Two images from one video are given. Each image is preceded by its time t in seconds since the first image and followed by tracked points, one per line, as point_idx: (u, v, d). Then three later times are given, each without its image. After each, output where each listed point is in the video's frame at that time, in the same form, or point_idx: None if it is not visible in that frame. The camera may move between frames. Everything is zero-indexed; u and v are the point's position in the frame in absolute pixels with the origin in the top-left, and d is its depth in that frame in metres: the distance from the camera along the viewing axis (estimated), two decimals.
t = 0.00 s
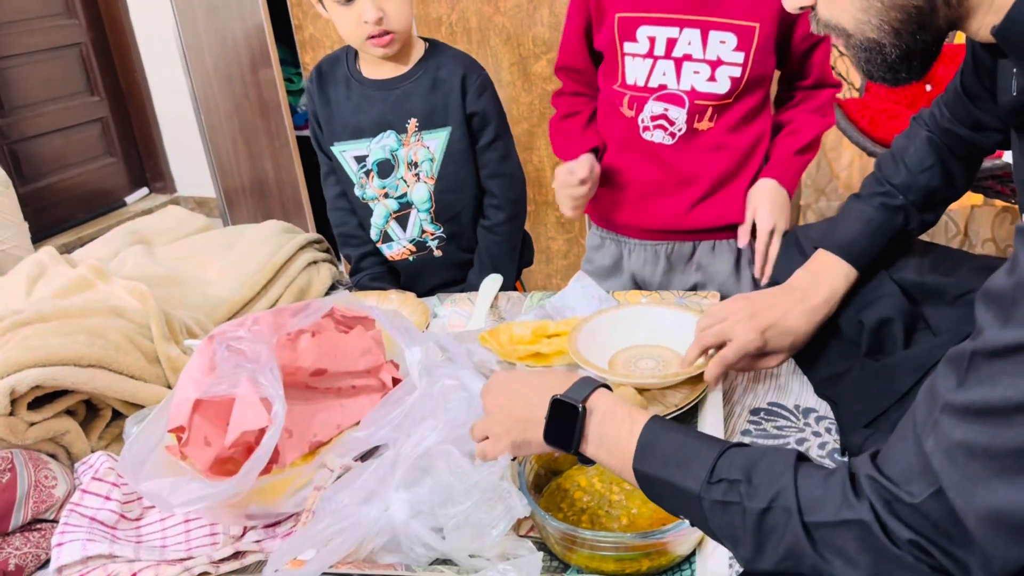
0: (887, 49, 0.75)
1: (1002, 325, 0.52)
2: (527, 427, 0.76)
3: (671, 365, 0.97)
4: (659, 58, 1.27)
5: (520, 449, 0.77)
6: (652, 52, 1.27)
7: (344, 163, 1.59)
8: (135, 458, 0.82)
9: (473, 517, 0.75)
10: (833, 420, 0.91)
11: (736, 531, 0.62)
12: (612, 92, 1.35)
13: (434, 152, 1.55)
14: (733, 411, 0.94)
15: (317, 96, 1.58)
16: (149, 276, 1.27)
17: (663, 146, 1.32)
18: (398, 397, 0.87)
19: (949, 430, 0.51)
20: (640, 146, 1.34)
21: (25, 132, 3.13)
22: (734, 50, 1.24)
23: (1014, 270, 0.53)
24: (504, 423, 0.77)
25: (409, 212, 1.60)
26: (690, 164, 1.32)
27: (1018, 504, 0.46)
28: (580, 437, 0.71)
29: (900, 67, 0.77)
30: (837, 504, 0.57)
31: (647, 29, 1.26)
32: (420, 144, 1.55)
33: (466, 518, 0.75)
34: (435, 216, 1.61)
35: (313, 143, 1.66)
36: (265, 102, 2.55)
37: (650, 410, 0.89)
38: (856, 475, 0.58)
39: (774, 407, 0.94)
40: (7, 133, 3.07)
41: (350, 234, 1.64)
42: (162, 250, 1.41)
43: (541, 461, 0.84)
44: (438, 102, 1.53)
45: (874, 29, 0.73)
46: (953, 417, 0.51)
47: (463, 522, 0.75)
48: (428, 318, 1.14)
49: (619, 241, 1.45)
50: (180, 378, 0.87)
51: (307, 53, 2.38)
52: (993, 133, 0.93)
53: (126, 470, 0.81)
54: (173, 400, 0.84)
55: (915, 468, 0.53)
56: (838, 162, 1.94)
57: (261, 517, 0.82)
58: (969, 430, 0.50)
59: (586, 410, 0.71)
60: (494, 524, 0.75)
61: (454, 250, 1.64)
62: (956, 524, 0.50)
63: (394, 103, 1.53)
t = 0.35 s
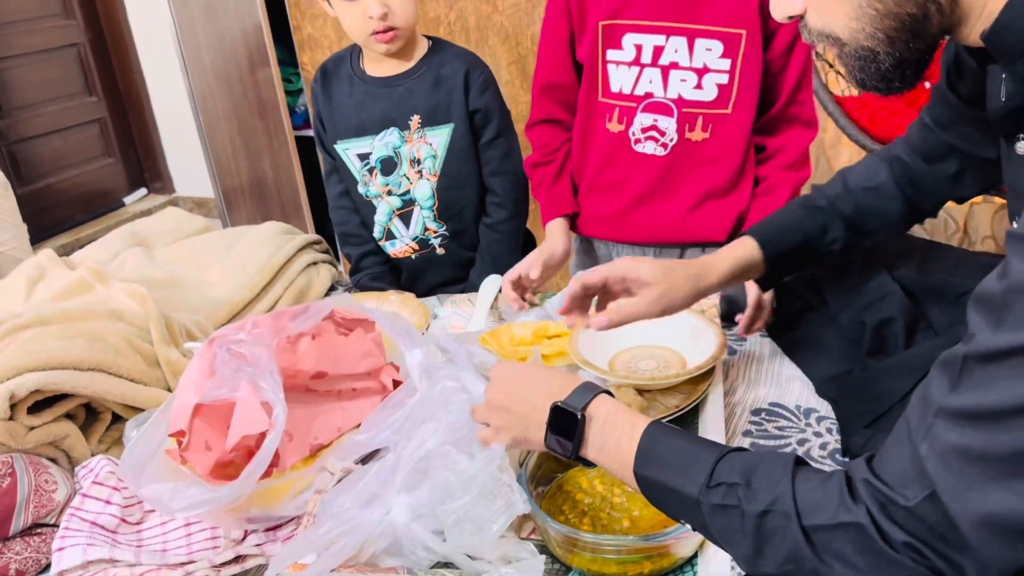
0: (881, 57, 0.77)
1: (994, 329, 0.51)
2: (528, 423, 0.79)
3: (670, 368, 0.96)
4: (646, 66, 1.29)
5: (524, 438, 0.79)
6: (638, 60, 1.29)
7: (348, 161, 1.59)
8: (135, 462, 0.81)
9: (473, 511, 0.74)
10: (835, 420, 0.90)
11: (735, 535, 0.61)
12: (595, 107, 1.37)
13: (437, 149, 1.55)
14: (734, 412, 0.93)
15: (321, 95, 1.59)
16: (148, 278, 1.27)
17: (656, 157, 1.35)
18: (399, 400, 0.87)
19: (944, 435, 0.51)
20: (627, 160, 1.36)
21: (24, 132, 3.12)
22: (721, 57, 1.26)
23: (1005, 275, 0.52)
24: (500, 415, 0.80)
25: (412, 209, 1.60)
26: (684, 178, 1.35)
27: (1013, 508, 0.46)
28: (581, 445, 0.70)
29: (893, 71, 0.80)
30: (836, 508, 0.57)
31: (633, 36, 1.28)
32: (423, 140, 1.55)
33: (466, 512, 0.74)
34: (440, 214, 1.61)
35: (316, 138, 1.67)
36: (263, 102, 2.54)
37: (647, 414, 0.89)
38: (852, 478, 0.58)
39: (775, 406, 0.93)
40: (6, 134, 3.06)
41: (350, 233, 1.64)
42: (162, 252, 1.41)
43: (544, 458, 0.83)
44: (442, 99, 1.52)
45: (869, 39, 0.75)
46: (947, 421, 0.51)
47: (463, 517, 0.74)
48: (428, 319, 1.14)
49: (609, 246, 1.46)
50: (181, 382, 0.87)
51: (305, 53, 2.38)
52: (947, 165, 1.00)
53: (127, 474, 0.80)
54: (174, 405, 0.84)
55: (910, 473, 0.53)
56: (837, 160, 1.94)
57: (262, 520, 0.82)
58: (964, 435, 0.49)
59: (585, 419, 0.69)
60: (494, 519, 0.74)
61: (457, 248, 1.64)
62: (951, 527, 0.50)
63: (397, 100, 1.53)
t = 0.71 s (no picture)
0: (853, 60, 0.70)
1: (969, 319, 0.49)
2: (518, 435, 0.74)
3: (667, 362, 0.95)
4: (634, 61, 1.29)
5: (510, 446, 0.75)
6: (626, 54, 1.29)
7: (342, 155, 1.58)
8: (126, 459, 0.81)
9: (468, 510, 0.73)
10: (832, 413, 0.90)
11: (728, 541, 0.60)
12: (583, 102, 1.36)
13: (429, 140, 1.54)
14: (731, 406, 0.93)
15: (314, 90, 1.57)
16: (140, 273, 1.26)
17: (645, 153, 1.34)
18: (393, 394, 0.86)
19: (926, 430, 0.50)
20: (616, 157, 1.36)
21: (19, 129, 3.11)
22: (710, 51, 1.25)
23: (976, 268, 0.50)
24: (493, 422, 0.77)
25: (410, 199, 1.59)
26: (675, 174, 1.34)
27: (1002, 503, 0.46)
28: (568, 453, 0.69)
29: (865, 73, 0.74)
30: (829, 511, 0.56)
31: (620, 30, 1.27)
32: (415, 131, 1.54)
33: (460, 510, 0.73)
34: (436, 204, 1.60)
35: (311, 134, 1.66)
36: (259, 97, 2.53)
37: (643, 409, 0.87)
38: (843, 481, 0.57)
39: (772, 400, 0.93)
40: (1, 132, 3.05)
41: (345, 226, 1.64)
42: (155, 247, 1.40)
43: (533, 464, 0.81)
44: (431, 91, 1.51)
45: (841, 42, 0.68)
46: (931, 417, 0.50)
47: (457, 516, 0.73)
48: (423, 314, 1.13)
49: (599, 241, 1.46)
50: (171, 378, 0.86)
51: (300, 48, 2.36)
52: (898, 176, 0.91)
53: (117, 471, 0.80)
54: (164, 398, 0.83)
55: (898, 471, 0.52)
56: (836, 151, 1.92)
57: (255, 517, 0.81)
58: (946, 432, 0.48)
59: (570, 427, 0.69)
60: (489, 517, 0.72)
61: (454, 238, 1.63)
62: (942, 525, 0.49)
63: (386, 93, 1.51)
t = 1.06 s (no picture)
0: (787, 80, 0.67)
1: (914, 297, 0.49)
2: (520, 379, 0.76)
3: (666, 353, 0.95)
4: (634, 58, 1.28)
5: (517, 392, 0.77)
6: (624, 52, 1.28)
7: (341, 141, 1.58)
8: (122, 452, 0.80)
9: (466, 494, 0.74)
10: (831, 404, 0.91)
11: (725, 513, 0.61)
12: (581, 100, 1.35)
13: (427, 120, 1.53)
14: (730, 398, 0.93)
15: (314, 81, 1.57)
16: (136, 266, 1.26)
17: (644, 152, 1.33)
18: (389, 386, 0.86)
19: (888, 406, 0.49)
20: (616, 155, 1.35)
21: (16, 124, 3.10)
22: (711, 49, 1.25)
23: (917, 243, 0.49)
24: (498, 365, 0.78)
25: (409, 181, 1.58)
26: (676, 173, 1.33)
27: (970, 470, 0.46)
28: (572, 414, 0.69)
29: (805, 100, 0.69)
30: (819, 497, 0.55)
31: (617, 27, 1.27)
32: (413, 112, 1.53)
33: (458, 495, 0.74)
34: (435, 184, 1.58)
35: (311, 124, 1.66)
36: (255, 89, 2.51)
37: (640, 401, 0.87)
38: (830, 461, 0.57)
39: (771, 391, 0.94)
40: None
41: (344, 212, 1.63)
42: (150, 240, 1.40)
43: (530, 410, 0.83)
44: (427, 71, 1.51)
45: (772, 63, 0.65)
46: (890, 395, 0.49)
47: (456, 500, 0.74)
48: (420, 306, 1.13)
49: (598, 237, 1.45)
50: (167, 368, 0.86)
51: (296, 40, 2.34)
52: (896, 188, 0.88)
53: (114, 463, 0.80)
54: (160, 391, 0.83)
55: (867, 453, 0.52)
56: (835, 142, 1.91)
57: (251, 509, 0.80)
58: (907, 407, 0.48)
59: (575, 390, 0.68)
60: (487, 501, 0.74)
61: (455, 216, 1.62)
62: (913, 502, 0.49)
63: (385, 74, 1.51)
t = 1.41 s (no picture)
0: (669, 146, 0.70)
1: (795, 281, 0.54)
2: (534, 295, 0.76)
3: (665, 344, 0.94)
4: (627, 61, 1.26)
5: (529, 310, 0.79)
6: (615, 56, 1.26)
7: (346, 129, 1.57)
8: (119, 445, 0.80)
9: (465, 488, 0.74)
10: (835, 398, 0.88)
11: (720, 480, 0.62)
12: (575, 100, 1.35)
13: (433, 106, 1.52)
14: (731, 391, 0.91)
15: (319, 71, 1.56)
16: (134, 260, 1.25)
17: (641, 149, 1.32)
18: (388, 378, 0.85)
19: (818, 391, 0.53)
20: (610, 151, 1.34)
21: (12, 119, 3.09)
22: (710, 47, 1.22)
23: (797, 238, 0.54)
24: (513, 274, 0.79)
25: (415, 168, 1.57)
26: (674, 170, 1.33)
27: (905, 436, 0.49)
28: (584, 344, 0.70)
29: (687, 160, 0.73)
30: (796, 488, 0.57)
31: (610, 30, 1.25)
32: (419, 99, 1.52)
33: (458, 488, 0.73)
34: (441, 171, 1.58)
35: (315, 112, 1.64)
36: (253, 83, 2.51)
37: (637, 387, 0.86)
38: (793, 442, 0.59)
39: (772, 386, 0.92)
40: None
41: (344, 201, 1.61)
42: (147, 234, 1.39)
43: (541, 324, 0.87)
44: (435, 58, 1.51)
45: (652, 132, 0.69)
46: (816, 383, 0.53)
47: (455, 494, 0.73)
48: (418, 298, 1.13)
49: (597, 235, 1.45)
50: (164, 360, 0.85)
51: (292, 33, 2.32)
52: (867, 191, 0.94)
53: (110, 457, 0.79)
54: (157, 386, 0.83)
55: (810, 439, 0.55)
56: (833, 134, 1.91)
57: (250, 503, 0.80)
58: (837, 389, 0.51)
59: (595, 321, 0.69)
60: (487, 494, 0.74)
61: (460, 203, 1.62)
62: (865, 482, 0.51)
63: (394, 60, 1.51)
